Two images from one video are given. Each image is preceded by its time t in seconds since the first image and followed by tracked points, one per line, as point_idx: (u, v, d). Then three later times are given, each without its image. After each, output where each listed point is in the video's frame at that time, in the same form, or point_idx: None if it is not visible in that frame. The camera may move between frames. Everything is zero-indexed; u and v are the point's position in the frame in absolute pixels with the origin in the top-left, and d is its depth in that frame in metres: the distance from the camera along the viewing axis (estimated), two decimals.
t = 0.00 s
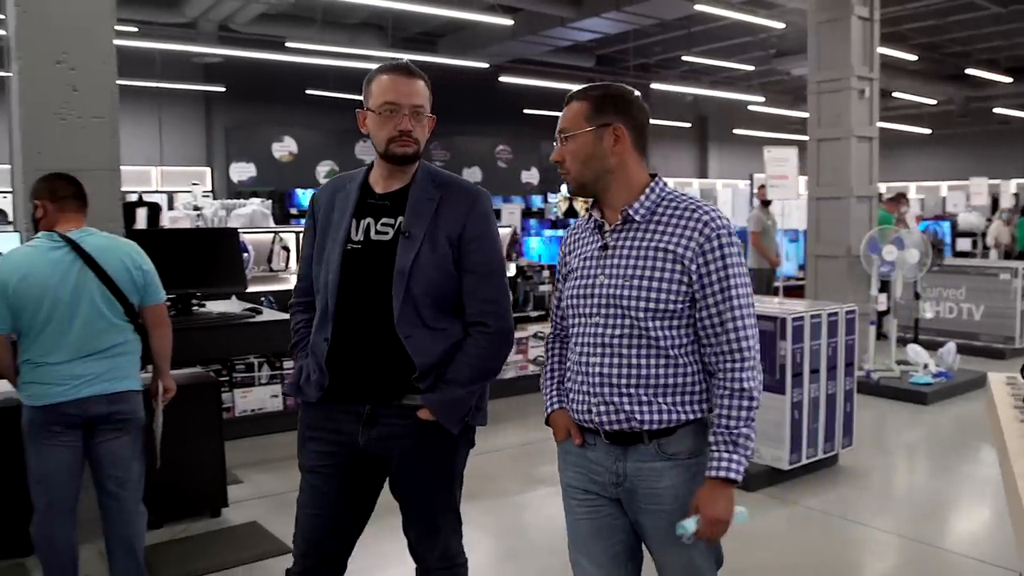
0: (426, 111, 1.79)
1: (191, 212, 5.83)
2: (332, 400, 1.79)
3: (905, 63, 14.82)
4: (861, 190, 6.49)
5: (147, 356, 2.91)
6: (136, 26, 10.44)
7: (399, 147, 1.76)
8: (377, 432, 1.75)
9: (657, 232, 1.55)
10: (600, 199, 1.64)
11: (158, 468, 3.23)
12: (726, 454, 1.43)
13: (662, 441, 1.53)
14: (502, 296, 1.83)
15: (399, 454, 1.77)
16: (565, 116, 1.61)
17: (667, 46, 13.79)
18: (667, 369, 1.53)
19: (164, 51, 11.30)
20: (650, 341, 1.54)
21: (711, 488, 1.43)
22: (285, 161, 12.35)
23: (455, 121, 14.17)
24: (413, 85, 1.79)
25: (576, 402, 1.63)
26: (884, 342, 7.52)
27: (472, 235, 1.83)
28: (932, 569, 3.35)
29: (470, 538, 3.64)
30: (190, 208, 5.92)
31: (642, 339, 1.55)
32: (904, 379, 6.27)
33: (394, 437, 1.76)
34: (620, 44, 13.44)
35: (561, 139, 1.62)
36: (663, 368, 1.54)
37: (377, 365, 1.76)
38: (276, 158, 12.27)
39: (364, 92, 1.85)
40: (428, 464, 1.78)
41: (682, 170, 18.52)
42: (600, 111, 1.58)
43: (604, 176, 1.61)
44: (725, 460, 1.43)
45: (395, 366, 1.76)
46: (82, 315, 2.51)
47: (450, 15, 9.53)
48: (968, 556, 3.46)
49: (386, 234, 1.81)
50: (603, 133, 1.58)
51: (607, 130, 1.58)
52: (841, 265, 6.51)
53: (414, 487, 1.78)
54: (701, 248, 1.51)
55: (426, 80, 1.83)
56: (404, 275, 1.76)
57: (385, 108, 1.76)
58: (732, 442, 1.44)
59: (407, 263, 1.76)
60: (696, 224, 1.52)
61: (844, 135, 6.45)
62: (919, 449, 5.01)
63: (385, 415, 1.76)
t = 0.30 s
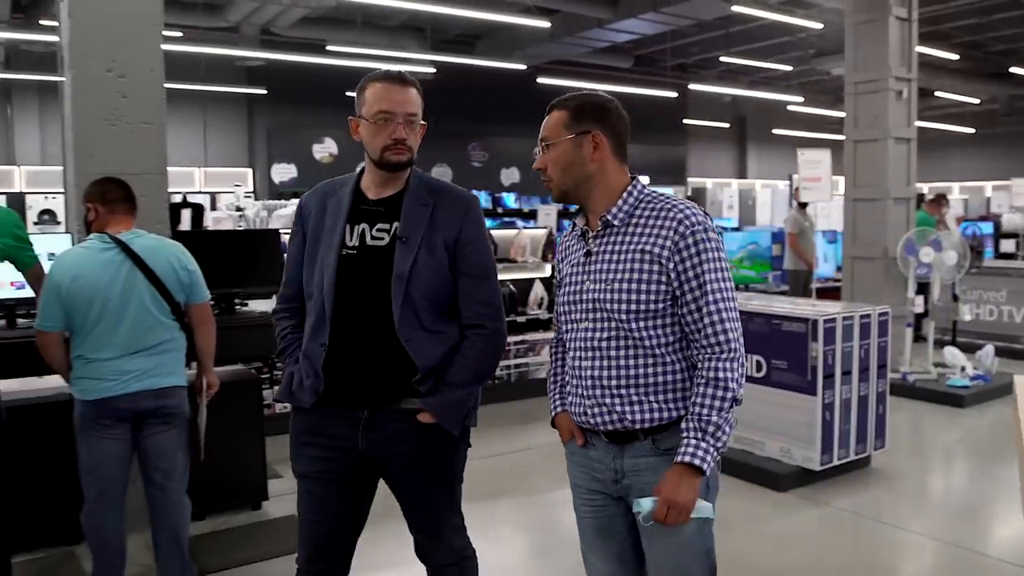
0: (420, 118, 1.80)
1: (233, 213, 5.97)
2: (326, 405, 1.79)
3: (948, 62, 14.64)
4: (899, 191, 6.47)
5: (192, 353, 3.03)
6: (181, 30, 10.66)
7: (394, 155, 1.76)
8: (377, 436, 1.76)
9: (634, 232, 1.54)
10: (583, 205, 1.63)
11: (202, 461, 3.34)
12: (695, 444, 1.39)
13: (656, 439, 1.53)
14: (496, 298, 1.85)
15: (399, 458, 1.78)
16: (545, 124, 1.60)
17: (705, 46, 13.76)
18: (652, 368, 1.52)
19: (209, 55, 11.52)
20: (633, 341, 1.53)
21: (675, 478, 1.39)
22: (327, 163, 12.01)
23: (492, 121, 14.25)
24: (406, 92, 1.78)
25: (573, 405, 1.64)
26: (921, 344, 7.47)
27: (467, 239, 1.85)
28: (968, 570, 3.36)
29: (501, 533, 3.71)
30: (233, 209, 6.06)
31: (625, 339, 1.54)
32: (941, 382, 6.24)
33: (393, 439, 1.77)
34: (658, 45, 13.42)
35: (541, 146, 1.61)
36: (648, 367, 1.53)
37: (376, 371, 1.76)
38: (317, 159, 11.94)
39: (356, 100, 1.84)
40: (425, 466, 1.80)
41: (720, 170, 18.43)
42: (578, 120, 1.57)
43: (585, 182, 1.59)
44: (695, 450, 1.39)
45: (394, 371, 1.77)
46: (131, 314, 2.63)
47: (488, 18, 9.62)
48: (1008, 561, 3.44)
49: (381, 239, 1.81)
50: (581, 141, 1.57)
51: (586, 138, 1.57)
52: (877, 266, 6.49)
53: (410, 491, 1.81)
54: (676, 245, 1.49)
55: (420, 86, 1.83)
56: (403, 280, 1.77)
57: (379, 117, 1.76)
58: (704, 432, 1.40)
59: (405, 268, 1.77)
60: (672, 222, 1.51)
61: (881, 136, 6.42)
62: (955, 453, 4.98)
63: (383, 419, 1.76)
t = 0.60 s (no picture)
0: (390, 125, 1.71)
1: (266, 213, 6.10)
2: (303, 406, 1.71)
3: (982, 61, 14.52)
4: (925, 193, 6.48)
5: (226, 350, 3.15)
6: (217, 34, 10.88)
7: (362, 160, 1.68)
8: (358, 436, 1.69)
9: (622, 236, 1.63)
10: (575, 209, 1.72)
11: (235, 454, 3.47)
12: (695, 437, 1.47)
13: (651, 433, 1.61)
14: (469, 298, 1.76)
15: (381, 458, 1.70)
16: (543, 130, 1.69)
17: (736, 46, 13.74)
18: (645, 365, 1.61)
19: (244, 59, 11.73)
20: (626, 339, 1.62)
21: (682, 471, 1.46)
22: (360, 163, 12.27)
23: (522, 122, 14.33)
24: (374, 98, 1.70)
25: (571, 403, 1.73)
26: (948, 345, 7.46)
27: (440, 239, 1.76)
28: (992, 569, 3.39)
29: (524, 528, 3.79)
30: (265, 210, 6.20)
31: (617, 338, 1.63)
32: (967, 383, 6.25)
33: (375, 439, 1.69)
34: (688, 45, 13.43)
35: (540, 152, 1.70)
36: (642, 363, 1.61)
37: (353, 371, 1.68)
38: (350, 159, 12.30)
39: (325, 105, 1.76)
40: (408, 466, 1.72)
41: (750, 170, 18.41)
42: (577, 126, 1.66)
43: (582, 186, 1.68)
44: (694, 442, 1.47)
45: (371, 373, 1.69)
46: (168, 312, 2.76)
47: (517, 21, 9.72)
48: None
49: (355, 241, 1.73)
50: (580, 147, 1.66)
51: (584, 143, 1.66)
52: (903, 268, 6.51)
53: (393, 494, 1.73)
54: (662, 246, 1.58)
55: (387, 90, 1.74)
56: (378, 280, 1.68)
57: (347, 123, 1.68)
58: (701, 423, 1.48)
59: (379, 270, 1.69)
60: (657, 225, 1.60)
61: (908, 137, 6.44)
62: (979, 454, 5.00)
63: (362, 419, 1.69)
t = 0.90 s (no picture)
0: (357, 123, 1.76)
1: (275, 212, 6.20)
2: (280, 404, 1.73)
3: (992, 61, 14.48)
4: (929, 193, 6.52)
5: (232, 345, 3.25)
6: (229, 36, 10.97)
7: (330, 159, 1.73)
8: (336, 429, 1.72)
9: (609, 239, 1.67)
10: (564, 209, 1.75)
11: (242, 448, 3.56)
12: (671, 432, 1.49)
13: (628, 434, 1.65)
14: (440, 290, 1.81)
15: (358, 449, 1.74)
16: (537, 129, 1.72)
17: (745, 47, 13.76)
18: (625, 366, 1.64)
19: (255, 60, 11.83)
20: (607, 340, 1.65)
21: (649, 464, 1.49)
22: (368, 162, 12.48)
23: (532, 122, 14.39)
24: (342, 98, 1.75)
25: (551, 401, 1.76)
26: (953, 346, 7.50)
27: (410, 234, 1.79)
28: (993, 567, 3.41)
29: (526, 522, 3.86)
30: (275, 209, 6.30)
31: (599, 338, 1.66)
32: (969, 382, 6.29)
33: (353, 431, 1.72)
34: (697, 46, 13.46)
35: (535, 150, 1.72)
36: (622, 365, 1.64)
37: (329, 365, 1.71)
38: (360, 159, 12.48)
39: (295, 104, 1.81)
40: (387, 455, 1.77)
41: (759, 170, 18.44)
42: (573, 127, 1.69)
43: (576, 186, 1.71)
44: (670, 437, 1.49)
45: (347, 367, 1.72)
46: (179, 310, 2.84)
47: (526, 22, 9.78)
48: None
49: (327, 239, 1.76)
50: (577, 147, 1.69)
51: (580, 145, 1.69)
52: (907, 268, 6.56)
53: (376, 486, 1.78)
54: (648, 251, 1.61)
55: (353, 89, 1.79)
56: (351, 277, 1.72)
57: (316, 122, 1.72)
58: (679, 420, 1.50)
59: (352, 266, 1.72)
60: (644, 229, 1.63)
61: (912, 138, 6.49)
62: (980, 453, 5.03)
63: (340, 412, 1.72)
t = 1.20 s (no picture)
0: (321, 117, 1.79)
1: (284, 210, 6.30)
2: (264, 397, 1.75)
3: (1000, 61, 14.48)
4: (931, 191, 6.56)
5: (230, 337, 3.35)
6: (238, 37, 11.11)
7: (297, 152, 1.75)
8: (318, 412, 1.74)
9: (594, 230, 1.64)
10: (549, 196, 1.72)
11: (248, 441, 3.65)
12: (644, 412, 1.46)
13: (595, 429, 1.63)
14: (416, 274, 1.84)
15: (339, 432, 1.76)
16: (525, 113, 1.68)
17: (753, 47, 13.80)
18: (599, 361, 1.62)
19: (264, 61, 11.93)
20: (583, 331, 1.62)
21: (626, 437, 1.45)
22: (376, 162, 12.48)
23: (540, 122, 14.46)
24: (306, 92, 1.78)
25: (521, 391, 1.73)
26: (956, 343, 7.55)
27: (382, 224, 1.83)
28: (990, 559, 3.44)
29: (527, 513, 3.92)
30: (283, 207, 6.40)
31: (575, 329, 1.63)
32: (970, 378, 6.34)
33: (337, 414, 1.75)
34: (704, 46, 13.53)
35: (521, 137, 1.68)
36: (595, 359, 1.62)
37: (310, 352, 1.74)
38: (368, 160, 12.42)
39: (258, 102, 1.82)
40: (368, 440, 1.77)
41: (767, 169, 18.46)
42: (562, 112, 1.66)
43: (563, 174, 1.68)
44: (646, 418, 1.46)
45: (329, 352, 1.75)
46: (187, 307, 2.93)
47: (532, 22, 9.85)
48: None
49: (300, 232, 1.78)
50: (565, 134, 1.66)
51: (568, 131, 1.66)
52: (909, 265, 6.61)
53: (353, 473, 1.77)
54: (634, 245, 1.59)
55: (317, 85, 1.81)
56: (327, 266, 1.75)
57: (280, 118, 1.75)
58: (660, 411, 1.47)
59: (327, 256, 1.75)
60: (631, 222, 1.61)
61: (914, 136, 6.53)
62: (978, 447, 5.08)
63: (324, 397, 1.75)
